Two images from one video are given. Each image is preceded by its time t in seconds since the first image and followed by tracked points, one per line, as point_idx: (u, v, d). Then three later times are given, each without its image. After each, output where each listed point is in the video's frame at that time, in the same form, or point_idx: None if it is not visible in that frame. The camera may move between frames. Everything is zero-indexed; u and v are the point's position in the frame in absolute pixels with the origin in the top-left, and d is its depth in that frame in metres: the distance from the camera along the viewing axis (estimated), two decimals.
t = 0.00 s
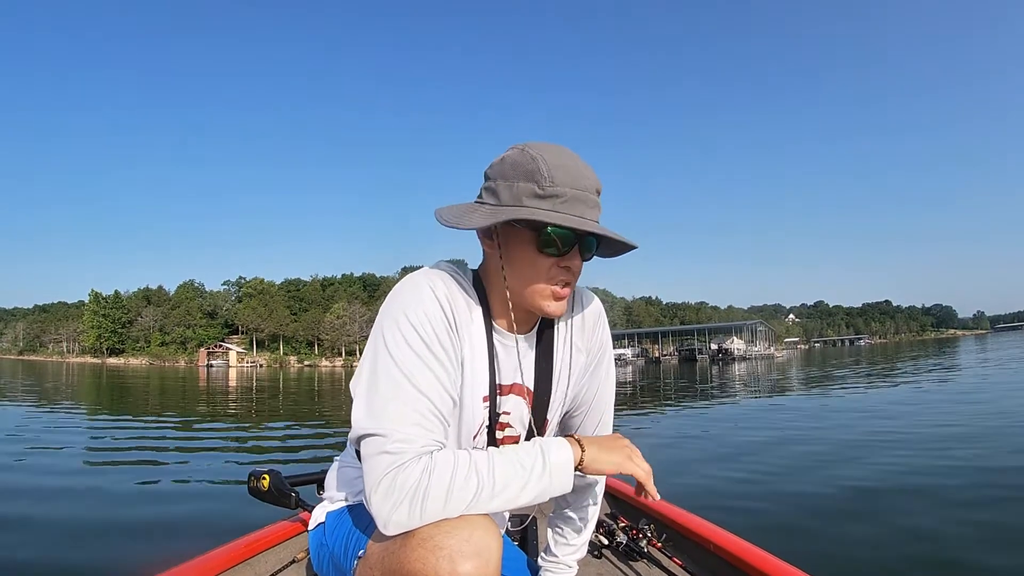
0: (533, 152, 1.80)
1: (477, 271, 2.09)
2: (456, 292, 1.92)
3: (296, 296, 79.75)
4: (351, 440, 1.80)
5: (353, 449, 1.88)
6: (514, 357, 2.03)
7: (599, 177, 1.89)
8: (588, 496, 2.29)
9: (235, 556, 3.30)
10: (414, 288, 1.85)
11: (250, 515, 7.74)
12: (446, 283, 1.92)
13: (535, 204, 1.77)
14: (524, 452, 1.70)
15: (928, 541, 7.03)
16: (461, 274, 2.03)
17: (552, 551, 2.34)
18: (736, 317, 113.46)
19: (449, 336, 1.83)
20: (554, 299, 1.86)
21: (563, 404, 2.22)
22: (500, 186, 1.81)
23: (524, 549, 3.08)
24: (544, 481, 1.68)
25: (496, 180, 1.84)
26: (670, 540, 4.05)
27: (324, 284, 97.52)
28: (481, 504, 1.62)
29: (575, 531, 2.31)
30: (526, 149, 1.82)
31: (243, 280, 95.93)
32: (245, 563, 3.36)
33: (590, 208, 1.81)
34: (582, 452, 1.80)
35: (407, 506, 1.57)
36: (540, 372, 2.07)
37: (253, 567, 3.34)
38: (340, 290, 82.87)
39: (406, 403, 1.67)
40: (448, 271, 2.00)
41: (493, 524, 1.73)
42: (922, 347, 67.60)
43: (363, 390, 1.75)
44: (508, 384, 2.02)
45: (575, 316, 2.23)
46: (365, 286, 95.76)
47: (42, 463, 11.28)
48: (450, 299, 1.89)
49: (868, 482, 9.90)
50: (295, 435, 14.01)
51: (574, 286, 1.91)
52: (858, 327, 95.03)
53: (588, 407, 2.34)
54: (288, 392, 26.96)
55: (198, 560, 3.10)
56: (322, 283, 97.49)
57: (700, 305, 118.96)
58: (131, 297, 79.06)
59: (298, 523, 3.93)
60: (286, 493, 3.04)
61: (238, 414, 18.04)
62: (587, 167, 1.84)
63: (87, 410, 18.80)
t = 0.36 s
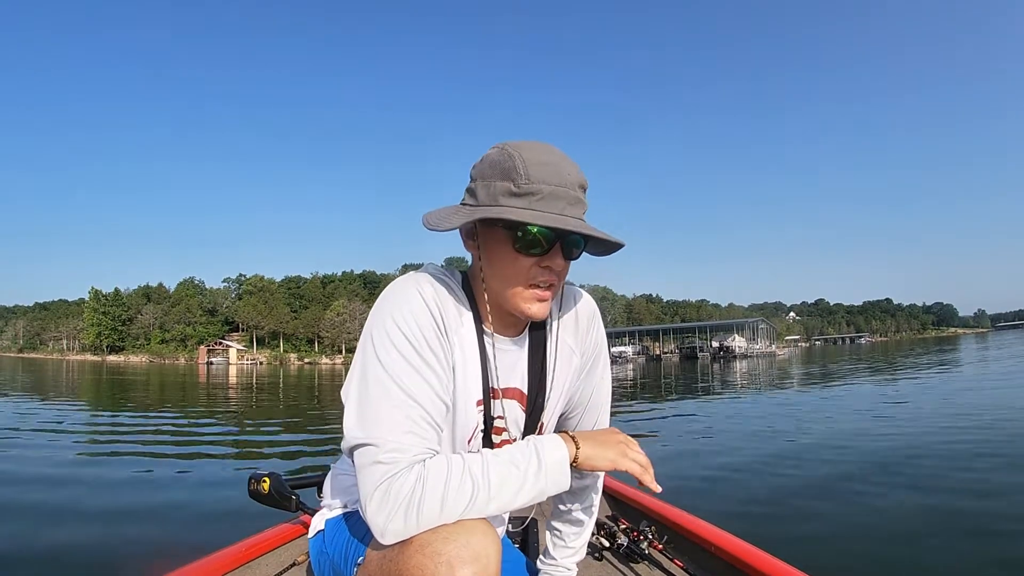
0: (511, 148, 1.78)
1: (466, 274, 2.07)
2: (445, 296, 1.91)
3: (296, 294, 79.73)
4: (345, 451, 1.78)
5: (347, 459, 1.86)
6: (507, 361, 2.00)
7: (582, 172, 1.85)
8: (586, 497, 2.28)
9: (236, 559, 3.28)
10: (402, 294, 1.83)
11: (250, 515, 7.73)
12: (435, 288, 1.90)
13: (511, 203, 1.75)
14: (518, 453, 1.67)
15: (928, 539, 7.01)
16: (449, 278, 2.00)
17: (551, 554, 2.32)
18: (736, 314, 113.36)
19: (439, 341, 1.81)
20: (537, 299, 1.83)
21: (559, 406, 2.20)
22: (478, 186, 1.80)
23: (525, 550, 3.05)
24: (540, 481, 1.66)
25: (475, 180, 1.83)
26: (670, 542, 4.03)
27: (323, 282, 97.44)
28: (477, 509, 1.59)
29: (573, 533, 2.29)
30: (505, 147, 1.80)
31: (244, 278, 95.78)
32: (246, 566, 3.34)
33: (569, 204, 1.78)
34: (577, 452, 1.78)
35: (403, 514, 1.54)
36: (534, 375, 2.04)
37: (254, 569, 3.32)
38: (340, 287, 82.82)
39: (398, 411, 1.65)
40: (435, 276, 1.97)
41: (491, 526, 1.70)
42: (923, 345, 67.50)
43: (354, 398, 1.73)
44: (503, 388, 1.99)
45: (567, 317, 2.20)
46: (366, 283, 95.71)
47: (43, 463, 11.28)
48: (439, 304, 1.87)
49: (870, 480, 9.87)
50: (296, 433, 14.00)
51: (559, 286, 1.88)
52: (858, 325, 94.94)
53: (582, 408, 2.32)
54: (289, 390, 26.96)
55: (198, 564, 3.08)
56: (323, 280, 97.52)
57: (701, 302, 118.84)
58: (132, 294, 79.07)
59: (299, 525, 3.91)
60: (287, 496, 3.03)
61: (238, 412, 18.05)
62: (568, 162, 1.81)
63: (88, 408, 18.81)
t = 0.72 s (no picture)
0: (510, 146, 1.76)
1: (466, 273, 2.04)
2: (444, 296, 1.88)
3: (296, 289, 79.71)
4: (344, 450, 1.75)
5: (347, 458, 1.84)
6: (507, 360, 1.97)
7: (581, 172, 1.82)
8: (586, 495, 2.27)
9: (236, 558, 3.26)
10: (401, 292, 1.81)
11: (249, 510, 7.72)
12: (434, 287, 1.88)
13: (510, 202, 1.72)
14: (517, 451, 1.65)
15: (929, 539, 6.99)
16: (448, 277, 1.98)
17: (551, 553, 2.29)
18: (737, 312, 113.26)
19: (438, 340, 1.79)
20: (536, 298, 1.81)
21: (558, 406, 2.17)
22: (478, 184, 1.78)
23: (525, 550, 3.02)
24: (539, 480, 1.64)
25: (475, 179, 1.81)
26: (671, 541, 4.01)
27: (323, 278, 97.22)
28: (476, 507, 1.57)
29: (573, 532, 2.27)
30: (504, 146, 1.78)
31: (244, 274, 95.60)
32: (246, 566, 3.32)
33: (567, 203, 1.75)
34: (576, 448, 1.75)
35: (402, 512, 1.52)
36: (533, 373, 2.02)
37: (254, 569, 3.30)
38: (340, 283, 82.76)
39: (397, 408, 1.63)
40: (434, 275, 1.95)
41: (491, 525, 1.68)
42: (924, 344, 67.42)
43: (353, 396, 1.71)
44: (502, 387, 1.97)
45: (566, 315, 2.17)
46: (366, 279, 95.63)
47: (43, 455, 11.26)
48: (438, 303, 1.85)
49: (870, 479, 9.85)
50: (295, 429, 13.98)
51: (558, 286, 1.85)
52: (859, 324, 94.85)
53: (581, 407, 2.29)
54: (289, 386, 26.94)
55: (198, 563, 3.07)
56: (323, 277, 97.46)
57: (701, 300, 118.74)
58: (132, 290, 79.03)
59: (300, 524, 3.89)
60: (287, 495, 3.01)
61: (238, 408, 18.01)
62: (567, 161, 1.78)
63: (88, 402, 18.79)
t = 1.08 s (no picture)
0: (511, 145, 1.73)
1: (467, 269, 2.02)
2: (445, 291, 1.87)
3: (295, 289, 79.63)
4: (346, 443, 1.73)
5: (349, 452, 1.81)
6: (507, 356, 1.95)
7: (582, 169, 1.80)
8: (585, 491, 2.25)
9: (235, 554, 3.23)
10: (403, 286, 1.80)
11: (249, 506, 7.69)
12: (435, 282, 1.86)
13: (510, 201, 1.70)
14: (517, 447, 1.63)
15: (931, 539, 6.97)
16: (450, 274, 1.96)
17: (550, 550, 2.27)
18: (736, 312, 113.22)
19: (439, 335, 1.77)
20: (536, 295, 1.79)
21: (558, 402, 2.15)
22: (478, 182, 1.75)
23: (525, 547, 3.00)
24: (539, 475, 1.62)
25: (476, 175, 1.78)
26: (670, 538, 4.00)
27: (323, 277, 97.17)
28: (478, 500, 1.55)
29: (572, 529, 2.25)
30: (504, 144, 1.75)
31: (243, 273, 95.49)
32: (245, 562, 3.29)
33: (568, 201, 1.73)
34: (577, 445, 1.74)
35: (404, 504, 1.50)
36: (533, 370, 2.00)
37: (254, 565, 3.28)
38: (340, 282, 82.65)
39: (399, 402, 1.61)
40: (435, 271, 1.93)
41: (491, 519, 1.66)
42: (924, 345, 67.37)
43: (354, 390, 1.69)
44: (503, 382, 1.95)
45: (565, 311, 2.15)
46: (365, 279, 95.60)
47: (42, 450, 11.21)
48: (440, 298, 1.83)
49: (870, 479, 9.84)
50: (295, 428, 13.94)
51: (558, 282, 1.82)
52: (858, 324, 94.82)
53: (580, 403, 2.27)
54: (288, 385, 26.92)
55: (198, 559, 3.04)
56: (322, 276, 97.39)
57: (701, 301, 118.69)
58: (131, 288, 78.97)
59: (300, 520, 3.86)
60: (287, 492, 2.99)
61: (237, 407, 17.94)
62: (567, 159, 1.76)
63: (88, 400, 18.76)
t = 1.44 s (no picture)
0: (507, 142, 1.72)
1: (470, 267, 2.00)
2: (449, 288, 1.84)
3: (295, 292, 79.58)
4: (347, 438, 1.71)
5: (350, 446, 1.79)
6: (509, 353, 1.93)
7: (581, 165, 1.77)
8: (586, 490, 2.22)
9: (234, 551, 3.20)
10: (406, 283, 1.78)
11: (248, 505, 7.65)
12: (439, 279, 1.84)
13: (503, 198, 1.69)
14: (518, 444, 1.61)
15: (932, 539, 6.94)
16: (454, 272, 1.94)
17: (550, 548, 2.24)
18: (736, 313, 113.12)
19: (442, 332, 1.75)
20: (532, 293, 1.76)
21: (560, 401, 2.13)
22: (477, 180, 1.75)
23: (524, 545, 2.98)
24: (540, 473, 1.60)
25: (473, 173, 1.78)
26: (669, 537, 3.98)
27: (323, 279, 97.07)
28: (479, 497, 1.53)
29: (572, 528, 2.23)
30: (502, 142, 1.74)
31: (243, 275, 95.38)
32: (244, 559, 3.26)
33: (560, 198, 1.70)
34: (579, 445, 1.71)
35: (405, 499, 1.48)
36: (536, 367, 1.97)
37: (253, 562, 3.25)
38: (339, 285, 82.56)
39: (401, 396, 1.59)
40: (440, 269, 1.90)
41: (491, 516, 1.64)
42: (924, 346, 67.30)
43: (357, 384, 1.67)
44: (504, 379, 1.93)
45: (568, 310, 2.12)
46: (365, 281, 95.55)
47: (40, 451, 11.16)
48: (443, 294, 1.81)
49: (871, 479, 9.81)
50: (295, 430, 13.90)
51: (556, 280, 1.79)
52: (859, 325, 94.78)
53: (581, 402, 2.24)
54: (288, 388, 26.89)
55: (197, 556, 3.01)
56: (322, 279, 97.31)
57: (701, 303, 118.69)
58: (130, 292, 78.92)
59: (299, 518, 3.83)
60: (287, 489, 2.96)
61: (237, 410, 17.89)
62: (563, 155, 1.73)
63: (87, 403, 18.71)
